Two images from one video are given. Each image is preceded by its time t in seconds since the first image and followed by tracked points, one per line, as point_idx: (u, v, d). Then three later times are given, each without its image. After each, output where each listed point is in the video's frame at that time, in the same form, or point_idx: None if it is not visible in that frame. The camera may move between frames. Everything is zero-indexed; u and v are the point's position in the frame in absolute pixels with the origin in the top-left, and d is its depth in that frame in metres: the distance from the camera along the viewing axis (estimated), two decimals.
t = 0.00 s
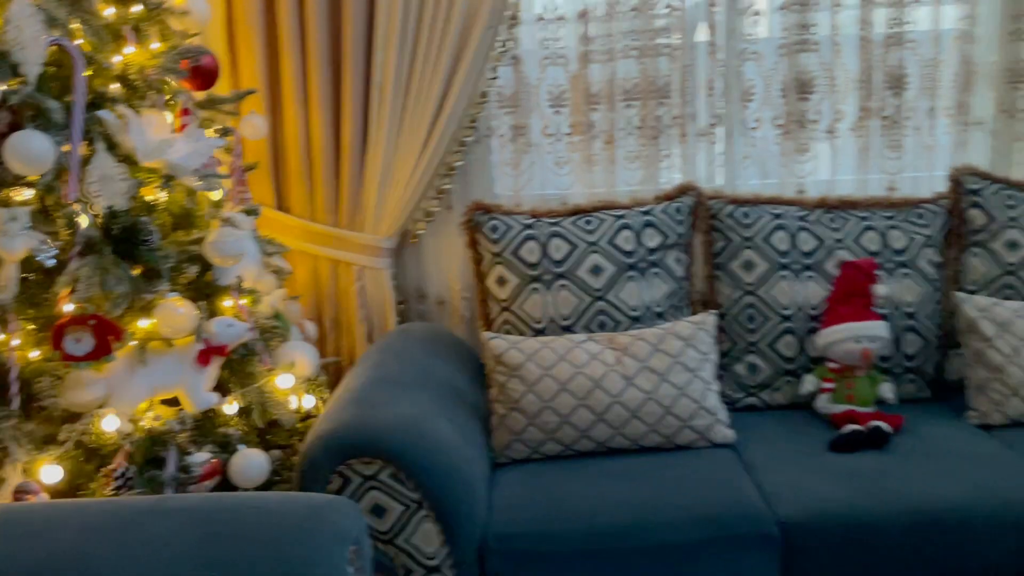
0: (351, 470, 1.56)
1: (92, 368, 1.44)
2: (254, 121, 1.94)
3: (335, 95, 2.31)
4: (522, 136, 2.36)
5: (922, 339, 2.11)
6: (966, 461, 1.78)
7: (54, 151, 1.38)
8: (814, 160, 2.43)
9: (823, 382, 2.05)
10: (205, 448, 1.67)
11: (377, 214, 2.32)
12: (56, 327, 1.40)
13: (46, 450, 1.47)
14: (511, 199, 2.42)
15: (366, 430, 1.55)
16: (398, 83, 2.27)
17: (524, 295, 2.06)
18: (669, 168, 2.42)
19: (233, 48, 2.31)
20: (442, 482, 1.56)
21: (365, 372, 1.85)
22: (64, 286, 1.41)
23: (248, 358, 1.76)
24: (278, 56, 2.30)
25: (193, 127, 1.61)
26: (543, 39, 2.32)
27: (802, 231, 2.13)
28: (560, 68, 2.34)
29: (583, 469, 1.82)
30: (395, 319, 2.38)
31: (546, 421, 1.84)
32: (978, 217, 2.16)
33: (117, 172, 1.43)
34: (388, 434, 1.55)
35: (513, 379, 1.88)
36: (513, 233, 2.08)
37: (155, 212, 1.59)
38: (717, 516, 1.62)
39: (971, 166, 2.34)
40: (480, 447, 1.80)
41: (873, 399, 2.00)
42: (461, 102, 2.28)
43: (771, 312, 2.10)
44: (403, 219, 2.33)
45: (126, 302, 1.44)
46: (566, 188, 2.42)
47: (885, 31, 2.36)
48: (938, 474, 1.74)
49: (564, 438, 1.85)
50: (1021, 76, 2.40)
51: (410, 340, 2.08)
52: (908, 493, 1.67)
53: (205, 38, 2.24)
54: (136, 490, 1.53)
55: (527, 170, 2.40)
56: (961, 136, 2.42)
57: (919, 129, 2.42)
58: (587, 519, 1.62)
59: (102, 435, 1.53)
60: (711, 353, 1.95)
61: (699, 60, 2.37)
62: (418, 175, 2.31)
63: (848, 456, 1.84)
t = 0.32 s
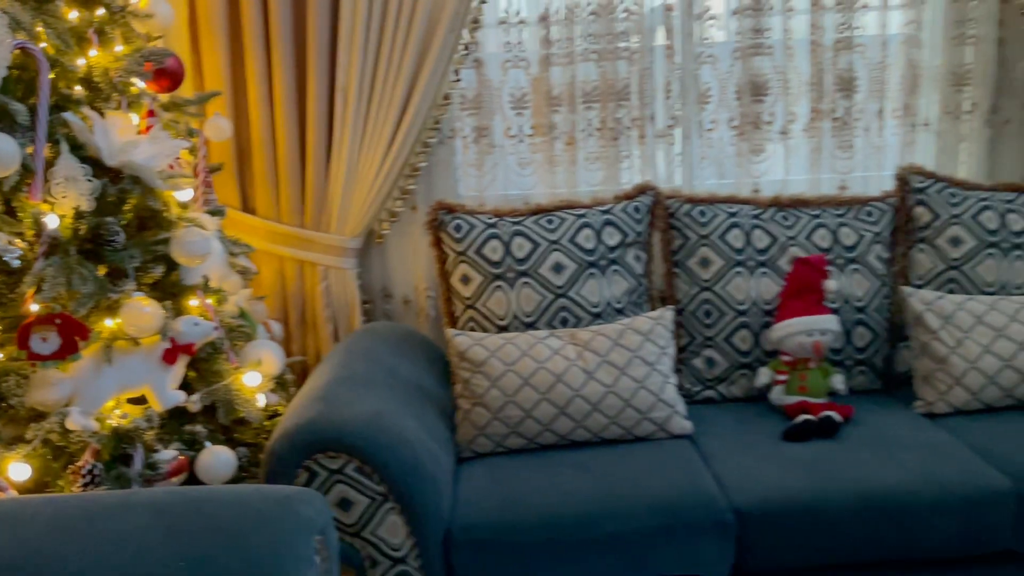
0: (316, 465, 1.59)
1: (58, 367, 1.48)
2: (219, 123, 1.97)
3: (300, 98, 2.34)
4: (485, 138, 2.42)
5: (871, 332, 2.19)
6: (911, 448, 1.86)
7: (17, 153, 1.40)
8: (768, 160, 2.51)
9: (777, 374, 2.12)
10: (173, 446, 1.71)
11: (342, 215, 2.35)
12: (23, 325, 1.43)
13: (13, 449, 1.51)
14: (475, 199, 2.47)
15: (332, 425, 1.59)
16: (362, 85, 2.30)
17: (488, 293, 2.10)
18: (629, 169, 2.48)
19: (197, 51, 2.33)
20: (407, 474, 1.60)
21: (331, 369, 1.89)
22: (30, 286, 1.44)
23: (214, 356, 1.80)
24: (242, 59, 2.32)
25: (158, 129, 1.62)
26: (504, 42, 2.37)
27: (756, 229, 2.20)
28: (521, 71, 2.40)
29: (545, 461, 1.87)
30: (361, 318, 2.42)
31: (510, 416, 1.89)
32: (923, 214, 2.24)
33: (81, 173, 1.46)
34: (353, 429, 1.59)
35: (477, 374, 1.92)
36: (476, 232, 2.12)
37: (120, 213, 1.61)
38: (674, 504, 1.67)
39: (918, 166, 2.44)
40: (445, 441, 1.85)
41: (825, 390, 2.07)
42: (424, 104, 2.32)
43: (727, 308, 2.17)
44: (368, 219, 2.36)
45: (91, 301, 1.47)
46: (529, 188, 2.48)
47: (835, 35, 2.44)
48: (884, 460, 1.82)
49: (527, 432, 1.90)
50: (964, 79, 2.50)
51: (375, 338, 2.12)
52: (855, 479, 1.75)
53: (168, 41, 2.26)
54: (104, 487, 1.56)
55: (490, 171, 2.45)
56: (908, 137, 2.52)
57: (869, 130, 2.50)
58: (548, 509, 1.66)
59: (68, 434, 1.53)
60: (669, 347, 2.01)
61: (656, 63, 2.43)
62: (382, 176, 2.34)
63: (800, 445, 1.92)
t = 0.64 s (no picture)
0: (294, 463, 1.63)
1: (38, 369, 1.51)
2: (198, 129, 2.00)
3: (277, 105, 2.38)
4: (459, 143, 2.47)
5: (835, 332, 2.26)
6: (871, 443, 1.93)
7: None
8: (736, 165, 2.58)
9: (745, 373, 2.18)
10: (152, 447, 1.75)
11: (319, 219, 2.39)
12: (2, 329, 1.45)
13: None
14: (450, 203, 2.53)
15: (309, 425, 1.62)
16: (338, 92, 2.34)
17: (462, 295, 2.15)
18: (601, 174, 2.54)
19: (175, 58, 2.36)
20: (382, 472, 1.64)
21: (308, 370, 1.92)
22: (10, 291, 1.46)
23: (193, 359, 1.80)
24: (220, 66, 2.35)
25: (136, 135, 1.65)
26: (479, 50, 2.44)
27: (723, 232, 2.27)
28: (495, 78, 2.46)
29: (518, 459, 1.91)
30: (338, 321, 2.46)
31: (484, 415, 1.93)
32: (885, 217, 2.32)
33: (61, 179, 1.51)
34: (330, 428, 1.62)
35: (452, 375, 1.97)
36: (451, 236, 2.17)
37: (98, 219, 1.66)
38: (643, 499, 1.73)
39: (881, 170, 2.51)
40: (420, 441, 1.89)
41: (790, 388, 2.14)
42: (400, 111, 2.36)
43: (695, 309, 2.23)
44: (344, 224, 2.40)
45: (71, 305, 1.52)
46: (503, 193, 2.54)
47: (800, 44, 2.51)
48: (846, 455, 1.89)
49: (501, 430, 1.94)
50: (924, 87, 2.59)
51: (352, 340, 2.16)
52: (817, 473, 1.81)
53: (146, 48, 2.29)
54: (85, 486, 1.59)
55: (466, 175, 2.50)
56: (870, 142, 2.60)
57: (833, 135, 2.58)
58: (521, 505, 1.71)
59: (48, 434, 1.57)
60: (639, 347, 2.06)
61: (627, 71, 2.49)
62: (359, 181, 2.38)
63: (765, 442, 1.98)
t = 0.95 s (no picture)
0: (275, 462, 1.67)
1: (23, 371, 1.53)
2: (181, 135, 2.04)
3: (260, 111, 2.42)
4: (440, 149, 2.52)
5: (806, 333, 2.32)
6: (839, 442, 1.99)
7: None
8: (711, 171, 2.64)
9: (718, 374, 2.23)
10: (136, 446, 1.78)
11: (301, 224, 2.43)
12: None
13: None
14: (431, 208, 2.57)
15: (289, 425, 1.66)
16: (320, 99, 2.38)
17: (442, 298, 2.19)
18: (579, 179, 2.59)
19: (159, 65, 2.39)
20: (362, 471, 1.68)
21: (290, 372, 1.96)
22: None
23: (176, 360, 1.85)
24: (203, 73, 2.39)
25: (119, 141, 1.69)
26: (459, 57, 2.48)
27: (697, 237, 2.33)
28: (474, 85, 2.51)
29: (497, 459, 1.96)
30: (320, 324, 2.49)
31: (463, 416, 1.98)
32: (854, 222, 2.38)
33: (46, 184, 1.55)
34: (310, 428, 1.66)
35: (432, 376, 2.01)
36: (431, 240, 2.21)
37: (84, 221, 1.68)
38: (617, 496, 1.78)
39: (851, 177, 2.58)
40: (401, 441, 1.93)
41: (762, 389, 2.20)
42: (381, 118, 2.41)
43: (670, 311, 2.29)
44: (327, 229, 2.44)
45: (56, 307, 1.55)
46: (483, 198, 2.59)
47: (773, 53, 2.58)
48: (815, 453, 1.94)
49: (480, 430, 1.99)
50: (893, 95, 2.66)
51: (333, 343, 2.20)
52: (787, 470, 1.86)
53: (130, 56, 2.33)
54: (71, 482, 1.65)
55: (446, 180, 2.55)
56: (841, 148, 2.67)
57: (805, 142, 2.65)
58: (498, 503, 1.75)
59: (32, 435, 1.59)
60: (614, 348, 2.11)
61: (604, 79, 2.55)
62: (341, 186, 2.42)
63: (738, 440, 2.03)
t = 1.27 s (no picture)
0: (260, 460, 1.70)
1: (12, 370, 1.59)
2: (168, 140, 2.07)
3: (246, 115, 2.45)
4: (424, 153, 2.56)
5: (783, 334, 2.37)
6: (813, 440, 2.04)
7: None
8: (691, 175, 2.69)
9: (696, 374, 2.28)
10: (122, 446, 1.81)
11: (287, 227, 2.46)
12: None
13: None
14: (415, 212, 2.61)
15: (273, 424, 1.70)
16: (306, 104, 2.42)
17: (425, 300, 2.23)
18: (561, 183, 2.64)
19: (146, 70, 2.42)
20: (346, 469, 1.71)
21: (275, 373, 1.99)
22: None
23: (163, 361, 1.88)
24: (190, 78, 2.42)
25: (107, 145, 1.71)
26: (442, 63, 2.52)
27: (676, 239, 2.38)
28: (458, 91, 2.55)
29: (479, 457, 1.99)
30: (306, 326, 2.53)
31: (446, 415, 2.01)
32: (830, 225, 2.43)
33: (33, 188, 1.57)
34: (293, 426, 1.70)
35: (415, 376, 2.04)
36: (414, 243, 2.25)
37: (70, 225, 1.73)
38: (596, 493, 1.81)
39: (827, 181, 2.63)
40: (384, 440, 1.97)
41: (740, 388, 2.25)
42: (366, 122, 2.45)
43: (650, 312, 2.33)
44: (312, 232, 2.48)
45: (44, 309, 1.59)
46: (467, 202, 2.63)
47: (750, 59, 2.63)
48: (789, 450, 1.99)
49: (462, 430, 2.02)
50: (869, 101, 2.72)
51: (318, 344, 2.23)
52: (762, 467, 1.91)
53: (117, 61, 2.36)
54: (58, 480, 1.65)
55: (430, 184, 2.59)
56: (818, 153, 2.72)
57: (783, 147, 2.70)
58: (479, 500, 1.79)
59: (20, 434, 1.62)
60: (594, 349, 2.15)
61: (586, 84, 2.59)
62: (326, 189, 2.45)
63: (715, 439, 2.08)
